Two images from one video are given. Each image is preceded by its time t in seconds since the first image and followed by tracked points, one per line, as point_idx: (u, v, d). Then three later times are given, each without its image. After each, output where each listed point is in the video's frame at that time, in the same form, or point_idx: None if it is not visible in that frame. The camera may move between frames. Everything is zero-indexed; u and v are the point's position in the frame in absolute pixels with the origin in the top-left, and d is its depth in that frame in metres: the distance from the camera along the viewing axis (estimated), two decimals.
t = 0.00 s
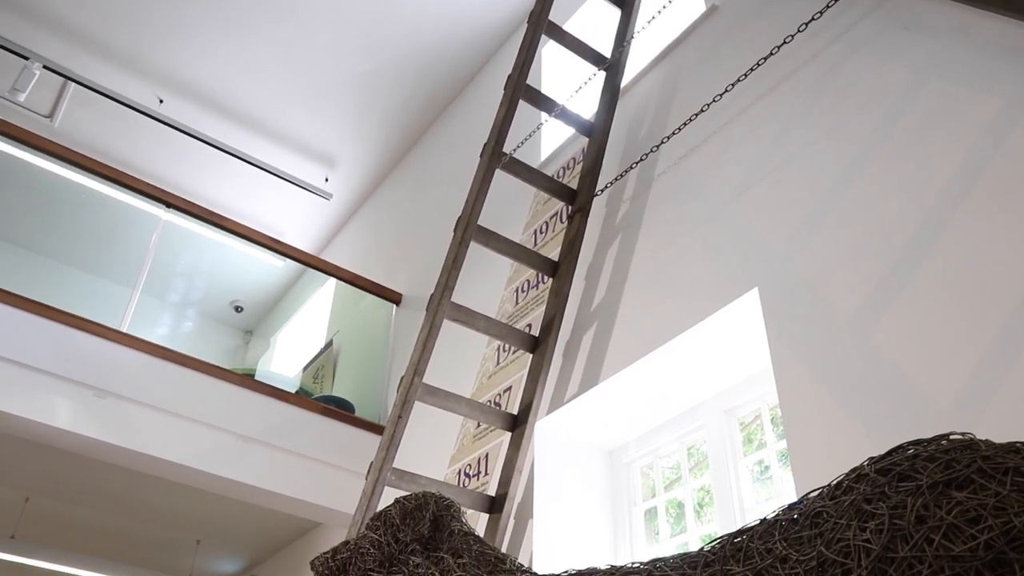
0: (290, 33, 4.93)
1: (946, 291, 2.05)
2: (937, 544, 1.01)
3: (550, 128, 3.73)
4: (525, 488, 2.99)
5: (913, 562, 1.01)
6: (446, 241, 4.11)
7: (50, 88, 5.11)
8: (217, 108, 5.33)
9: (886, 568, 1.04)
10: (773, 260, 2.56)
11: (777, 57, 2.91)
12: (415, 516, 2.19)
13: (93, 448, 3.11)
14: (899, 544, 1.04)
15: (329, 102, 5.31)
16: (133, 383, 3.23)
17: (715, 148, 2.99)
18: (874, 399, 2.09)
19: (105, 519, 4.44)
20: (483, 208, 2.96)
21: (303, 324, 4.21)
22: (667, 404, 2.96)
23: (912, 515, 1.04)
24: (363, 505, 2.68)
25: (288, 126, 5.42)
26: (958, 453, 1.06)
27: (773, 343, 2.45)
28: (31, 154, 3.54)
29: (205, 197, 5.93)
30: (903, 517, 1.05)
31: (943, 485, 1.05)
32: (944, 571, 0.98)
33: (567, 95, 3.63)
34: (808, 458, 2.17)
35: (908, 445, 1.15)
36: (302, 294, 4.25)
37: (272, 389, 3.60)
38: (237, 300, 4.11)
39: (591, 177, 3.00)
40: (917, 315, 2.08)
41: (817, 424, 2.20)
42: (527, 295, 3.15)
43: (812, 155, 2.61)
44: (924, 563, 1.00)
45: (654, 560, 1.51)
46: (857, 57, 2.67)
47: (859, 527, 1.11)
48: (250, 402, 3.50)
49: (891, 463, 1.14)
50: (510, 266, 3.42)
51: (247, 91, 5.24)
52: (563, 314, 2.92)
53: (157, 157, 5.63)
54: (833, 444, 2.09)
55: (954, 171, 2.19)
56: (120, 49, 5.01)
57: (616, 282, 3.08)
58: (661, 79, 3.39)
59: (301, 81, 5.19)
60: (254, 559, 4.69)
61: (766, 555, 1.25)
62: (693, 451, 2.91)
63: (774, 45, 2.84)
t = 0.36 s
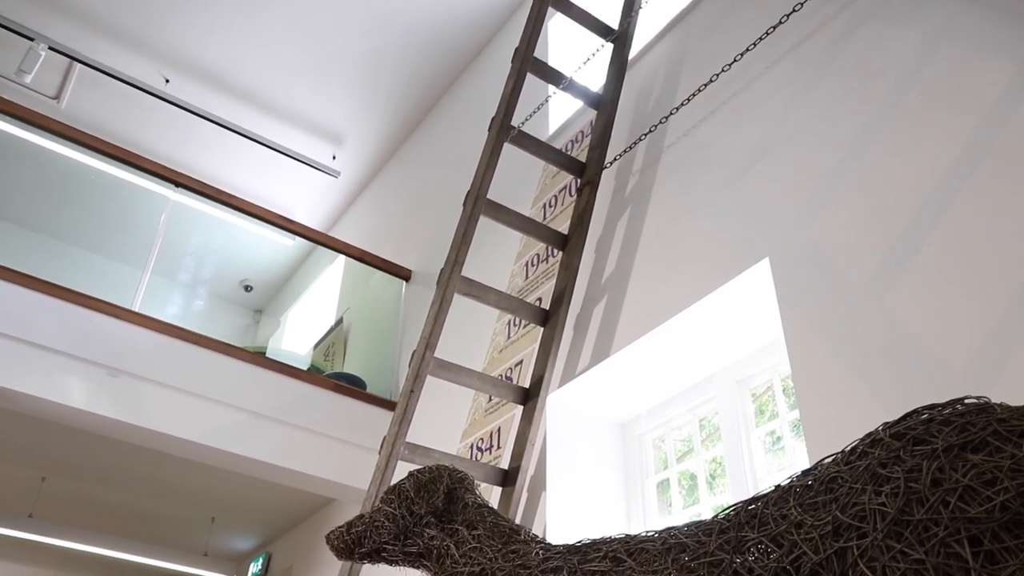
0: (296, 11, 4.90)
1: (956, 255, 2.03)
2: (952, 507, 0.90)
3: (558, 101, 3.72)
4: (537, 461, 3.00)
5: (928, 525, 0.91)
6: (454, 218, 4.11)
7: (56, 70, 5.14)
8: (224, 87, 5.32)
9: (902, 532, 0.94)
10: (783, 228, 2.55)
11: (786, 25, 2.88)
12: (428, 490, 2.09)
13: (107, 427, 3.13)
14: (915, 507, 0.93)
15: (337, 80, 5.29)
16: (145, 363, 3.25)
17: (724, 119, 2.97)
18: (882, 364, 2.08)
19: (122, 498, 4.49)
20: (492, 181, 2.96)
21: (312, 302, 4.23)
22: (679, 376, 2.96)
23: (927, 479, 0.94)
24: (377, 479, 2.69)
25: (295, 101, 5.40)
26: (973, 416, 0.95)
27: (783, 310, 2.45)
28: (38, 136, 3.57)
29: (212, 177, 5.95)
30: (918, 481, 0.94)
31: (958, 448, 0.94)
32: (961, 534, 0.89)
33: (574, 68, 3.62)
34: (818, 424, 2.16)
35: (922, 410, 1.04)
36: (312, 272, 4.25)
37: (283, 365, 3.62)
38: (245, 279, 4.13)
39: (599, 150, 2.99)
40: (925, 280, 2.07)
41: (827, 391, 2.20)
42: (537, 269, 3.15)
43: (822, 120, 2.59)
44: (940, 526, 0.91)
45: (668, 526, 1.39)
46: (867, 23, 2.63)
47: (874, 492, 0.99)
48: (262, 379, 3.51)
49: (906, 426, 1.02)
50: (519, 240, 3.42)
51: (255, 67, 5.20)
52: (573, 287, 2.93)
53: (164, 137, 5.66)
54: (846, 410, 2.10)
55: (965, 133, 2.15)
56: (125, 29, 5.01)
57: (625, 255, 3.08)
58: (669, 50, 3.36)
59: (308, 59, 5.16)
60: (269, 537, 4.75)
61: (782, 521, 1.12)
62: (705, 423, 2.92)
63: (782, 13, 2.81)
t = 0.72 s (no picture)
0: None
1: (964, 216, 2.00)
2: (968, 470, 0.87)
3: (566, 72, 3.70)
4: (550, 434, 3.01)
5: (943, 487, 0.88)
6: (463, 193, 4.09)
7: (61, 50, 5.15)
8: (230, 65, 5.30)
9: (917, 494, 0.90)
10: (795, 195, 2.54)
11: None
12: (442, 461, 2.07)
13: (122, 405, 3.16)
14: (930, 470, 0.90)
15: (344, 57, 5.27)
16: (157, 340, 3.27)
17: (733, 88, 2.94)
18: (890, 322, 2.06)
19: (138, 475, 4.53)
20: (500, 154, 2.95)
21: (322, 279, 4.25)
22: (689, 347, 2.96)
23: (942, 442, 0.91)
24: (390, 453, 2.70)
25: (301, 79, 5.38)
26: (988, 380, 0.94)
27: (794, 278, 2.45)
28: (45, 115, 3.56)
29: (219, 155, 5.96)
30: (933, 444, 0.92)
31: (974, 410, 0.92)
32: (976, 496, 0.85)
33: (582, 38, 3.59)
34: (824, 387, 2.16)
35: (937, 374, 1.02)
36: (321, 249, 4.26)
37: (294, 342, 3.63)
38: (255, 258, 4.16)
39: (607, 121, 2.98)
40: (936, 241, 2.04)
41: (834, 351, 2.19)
42: (547, 242, 3.15)
43: (829, 82, 2.56)
44: (955, 488, 0.87)
45: (683, 494, 1.35)
46: None
47: (889, 455, 0.96)
48: (274, 356, 3.53)
49: (921, 391, 1.00)
50: (529, 213, 3.42)
51: (263, 44, 5.18)
52: (583, 259, 2.92)
53: (170, 116, 5.66)
54: (855, 374, 2.10)
55: (977, 90, 2.11)
56: (128, 9, 4.98)
57: (635, 227, 3.07)
58: (677, 19, 3.33)
59: (313, 36, 5.13)
60: (283, 513, 4.79)
61: (796, 487, 1.09)
62: (716, 394, 2.93)
63: None
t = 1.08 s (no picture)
0: None
1: (972, 179, 1.96)
2: (983, 430, 0.87)
3: (574, 42, 3.68)
4: (562, 402, 3.04)
5: (957, 449, 0.88)
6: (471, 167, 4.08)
7: (66, 29, 5.15)
8: (235, 42, 5.28)
9: (931, 456, 0.91)
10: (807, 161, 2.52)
11: None
12: (455, 433, 2.06)
13: (137, 382, 3.19)
14: (944, 432, 0.91)
15: (349, 32, 5.23)
16: (170, 317, 3.29)
17: (742, 55, 2.90)
18: (896, 287, 2.03)
19: (154, 452, 4.58)
20: (508, 125, 2.94)
21: (332, 254, 4.27)
22: (699, 317, 2.96)
23: (957, 403, 0.91)
24: (403, 425, 2.71)
25: (308, 55, 5.36)
26: (1004, 340, 0.94)
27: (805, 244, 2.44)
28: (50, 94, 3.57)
29: (226, 132, 5.97)
30: (947, 406, 0.92)
31: (988, 371, 0.92)
32: (991, 456, 0.85)
33: (589, 8, 3.57)
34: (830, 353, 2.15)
35: (951, 335, 1.02)
36: (330, 225, 4.27)
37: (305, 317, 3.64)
38: (263, 235, 4.16)
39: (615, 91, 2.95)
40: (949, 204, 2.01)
41: (838, 313, 2.17)
42: (557, 214, 3.14)
43: (838, 46, 2.53)
44: (970, 449, 0.87)
45: (697, 461, 1.36)
46: None
47: (902, 418, 0.97)
48: (285, 330, 3.54)
49: (935, 352, 1.00)
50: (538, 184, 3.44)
51: (267, 21, 5.15)
52: (593, 230, 2.92)
53: (177, 94, 5.67)
54: (859, 336, 2.09)
55: (987, 49, 2.05)
56: None
57: (645, 197, 3.06)
58: None
59: (318, 12, 5.09)
60: (299, 487, 4.84)
61: (809, 450, 1.11)
62: (727, 363, 2.93)
63: None
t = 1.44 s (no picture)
0: None
1: (983, 136, 1.93)
2: (997, 389, 0.88)
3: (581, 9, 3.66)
4: (573, 370, 3.06)
5: (971, 408, 0.89)
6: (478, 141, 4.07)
7: (69, 8, 5.13)
8: (239, 17, 5.24)
9: (945, 416, 0.92)
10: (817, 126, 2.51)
11: None
12: (468, 402, 2.07)
13: (150, 357, 3.22)
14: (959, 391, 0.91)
15: (353, 6, 5.19)
16: (182, 292, 3.32)
17: (751, 20, 2.86)
18: (906, 250, 2.02)
19: (170, 427, 4.63)
20: (516, 95, 2.93)
21: (342, 228, 4.31)
22: (709, 287, 2.95)
23: (971, 362, 0.92)
24: (416, 397, 2.73)
25: (313, 30, 5.32)
26: (1019, 300, 0.94)
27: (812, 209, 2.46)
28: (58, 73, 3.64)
29: (233, 107, 5.96)
30: (962, 365, 0.93)
31: (1004, 330, 0.93)
32: (1005, 415, 0.86)
33: None
34: (839, 316, 2.15)
35: (967, 296, 1.03)
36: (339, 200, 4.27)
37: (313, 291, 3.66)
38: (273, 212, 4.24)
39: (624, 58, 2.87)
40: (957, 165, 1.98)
41: (847, 275, 2.17)
42: (565, 184, 3.14)
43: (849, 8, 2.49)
44: (983, 409, 0.88)
45: (710, 426, 1.37)
46: None
47: (917, 378, 0.98)
48: (296, 303, 3.58)
49: (949, 314, 1.01)
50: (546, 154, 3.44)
51: None
52: (602, 200, 2.91)
53: (182, 70, 5.66)
54: (866, 298, 2.08)
55: (1001, 7, 2.01)
56: None
57: (654, 165, 3.05)
58: None
59: None
60: (313, 460, 4.89)
61: (823, 413, 1.13)
62: (737, 332, 2.93)
63: None
